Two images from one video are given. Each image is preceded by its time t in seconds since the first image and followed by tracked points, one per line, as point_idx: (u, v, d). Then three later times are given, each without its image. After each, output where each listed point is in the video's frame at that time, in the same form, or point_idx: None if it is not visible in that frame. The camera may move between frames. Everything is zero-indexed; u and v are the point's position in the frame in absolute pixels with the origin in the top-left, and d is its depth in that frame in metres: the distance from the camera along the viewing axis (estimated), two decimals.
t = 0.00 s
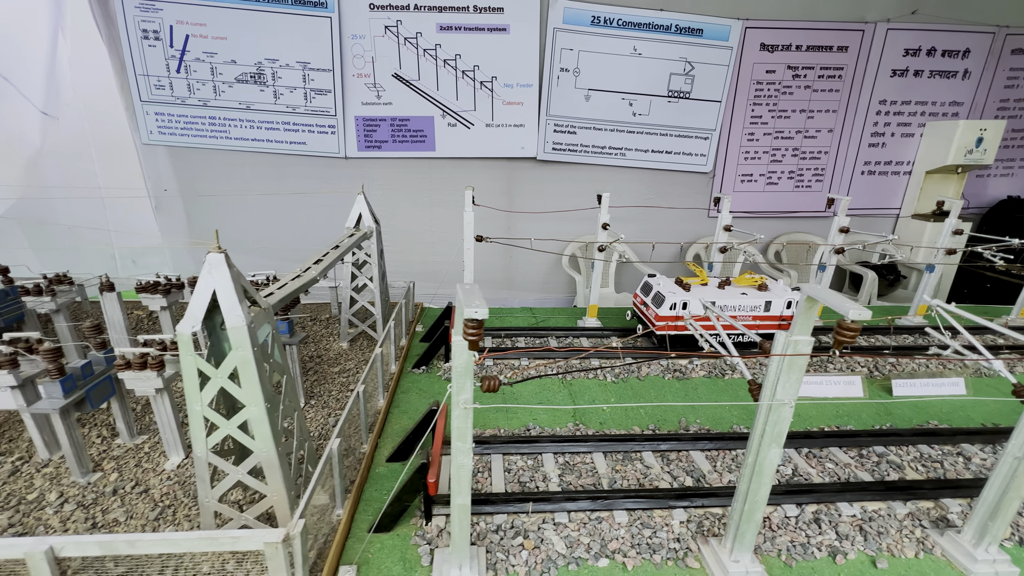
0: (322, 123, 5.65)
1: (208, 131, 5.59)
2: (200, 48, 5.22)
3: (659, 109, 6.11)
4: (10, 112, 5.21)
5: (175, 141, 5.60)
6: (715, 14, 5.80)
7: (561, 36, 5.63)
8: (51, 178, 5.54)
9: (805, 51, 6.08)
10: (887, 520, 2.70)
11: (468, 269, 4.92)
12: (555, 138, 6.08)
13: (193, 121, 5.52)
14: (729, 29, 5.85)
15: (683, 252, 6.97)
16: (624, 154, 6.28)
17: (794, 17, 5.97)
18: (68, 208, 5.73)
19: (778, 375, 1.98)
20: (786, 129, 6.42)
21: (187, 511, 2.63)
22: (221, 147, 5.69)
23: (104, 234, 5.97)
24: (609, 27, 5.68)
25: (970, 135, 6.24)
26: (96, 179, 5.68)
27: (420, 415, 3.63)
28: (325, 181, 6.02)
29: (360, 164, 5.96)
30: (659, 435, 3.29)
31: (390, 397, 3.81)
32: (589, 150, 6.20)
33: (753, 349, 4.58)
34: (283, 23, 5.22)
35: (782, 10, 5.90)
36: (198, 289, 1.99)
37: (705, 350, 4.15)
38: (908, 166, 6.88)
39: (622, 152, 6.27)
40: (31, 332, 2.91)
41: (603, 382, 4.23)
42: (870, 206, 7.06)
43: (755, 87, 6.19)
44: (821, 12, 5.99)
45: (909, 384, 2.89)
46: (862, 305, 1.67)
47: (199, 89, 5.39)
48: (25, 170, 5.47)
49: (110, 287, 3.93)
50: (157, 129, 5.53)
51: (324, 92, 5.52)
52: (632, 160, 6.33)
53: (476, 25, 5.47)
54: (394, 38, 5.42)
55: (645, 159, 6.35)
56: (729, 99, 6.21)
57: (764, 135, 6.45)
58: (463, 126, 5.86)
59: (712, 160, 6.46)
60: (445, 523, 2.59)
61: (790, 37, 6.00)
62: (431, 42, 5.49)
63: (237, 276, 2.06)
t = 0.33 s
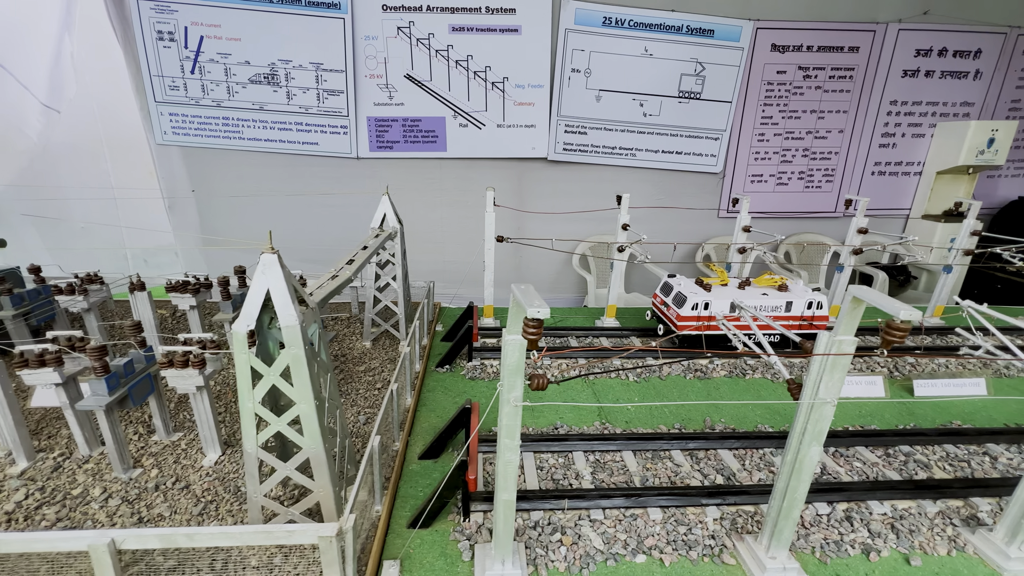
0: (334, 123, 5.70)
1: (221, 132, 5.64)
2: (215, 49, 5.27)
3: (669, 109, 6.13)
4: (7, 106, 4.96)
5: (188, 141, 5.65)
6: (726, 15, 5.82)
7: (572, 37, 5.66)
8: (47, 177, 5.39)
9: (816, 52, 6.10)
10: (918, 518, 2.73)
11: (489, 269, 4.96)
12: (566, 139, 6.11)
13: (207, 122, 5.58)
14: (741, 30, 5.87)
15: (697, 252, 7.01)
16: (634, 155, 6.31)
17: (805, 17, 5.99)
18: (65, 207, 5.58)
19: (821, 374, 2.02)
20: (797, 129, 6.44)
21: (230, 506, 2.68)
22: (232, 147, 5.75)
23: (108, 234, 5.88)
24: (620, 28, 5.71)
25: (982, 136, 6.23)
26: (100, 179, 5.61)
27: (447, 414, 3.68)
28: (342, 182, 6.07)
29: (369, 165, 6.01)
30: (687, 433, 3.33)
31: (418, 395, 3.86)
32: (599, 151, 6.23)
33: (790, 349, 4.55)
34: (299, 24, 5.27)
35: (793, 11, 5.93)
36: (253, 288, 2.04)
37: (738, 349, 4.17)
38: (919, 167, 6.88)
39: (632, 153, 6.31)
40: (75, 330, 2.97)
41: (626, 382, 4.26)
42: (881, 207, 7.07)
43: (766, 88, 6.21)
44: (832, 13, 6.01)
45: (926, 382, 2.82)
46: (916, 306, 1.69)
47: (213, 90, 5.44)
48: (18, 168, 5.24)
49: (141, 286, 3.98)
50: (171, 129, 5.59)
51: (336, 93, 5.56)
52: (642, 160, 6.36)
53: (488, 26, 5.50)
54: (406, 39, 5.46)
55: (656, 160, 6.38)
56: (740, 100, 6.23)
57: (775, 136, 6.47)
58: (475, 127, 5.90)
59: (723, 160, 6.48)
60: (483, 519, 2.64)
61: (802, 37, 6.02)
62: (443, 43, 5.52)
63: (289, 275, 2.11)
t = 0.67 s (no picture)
0: (343, 123, 5.77)
1: (231, 131, 5.72)
2: (225, 50, 5.34)
3: (676, 109, 6.19)
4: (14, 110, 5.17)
5: (198, 140, 5.72)
6: (733, 15, 5.87)
7: (579, 37, 5.72)
8: (57, 178, 5.58)
9: (822, 52, 6.15)
10: (934, 510, 2.79)
11: (504, 267, 5.03)
12: (573, 138, 6.17)
13: (217, 122, 5.65)
14: (747, 30, 5.92)
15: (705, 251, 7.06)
16: (641, 154, 6.37)
17: (810, 18, 6.04)
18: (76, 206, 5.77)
19: (846, 367, 2.08)
20: (803, 129, 6.49)
21: (263, 497, 2.75)
22: (242, 147, 5.82)
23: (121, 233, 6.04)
24: (628, 29, 5.77)
25: (987, 135, 6.28)
26: (109, 180, 5.74)
27: (467, 409, 3.74)
28: (355, 181, 6.13)
29: (378, 164, 6.07)
30: (704, 428, 3.39)
31: (437, 390, 3.93)
32: (605, 151, 6.29)
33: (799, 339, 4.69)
34: (310, 25, 5.33)
35: (800, 11, 5.98)
36: (295, 283, 2.11)
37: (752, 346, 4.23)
38: (924, 166, 6.93)
39: (638, 153, 6.37)
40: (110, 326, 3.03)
41: (641, 378, 4.32)
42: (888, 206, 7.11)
43: (772, 88, 6.27)
44: (838, 13, 6.05)
45: (940, 377, 2.81)
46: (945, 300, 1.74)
47: (223, 90, 5.51)
48: (34, 170, 5.51)
49: (165, 283, 4.03)
50: (182, 130, 5.66)
51: (345, 93, 5.63)
52: (649, 160, 6.41)
53: (496, 27, 5.56)
54: (415, 40, 5.52)
55: (662, 160, 6.43)
56: (746, 100, 6.29)
57: (781, 135, 6.52)
58: (483, 127, 5.95)
59: (728, 160, 6.54)
60: (510, 509, 2.70)
61: (807, 37, 6.07)
62: (452, 43, 5.58)
63: (328, 272, 2.18)
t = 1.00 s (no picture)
0: (350, 123, 5.80)
1: (238, 131, 5.74)
2: (232, 50, 5.36)
3: (681, 109, 6.25)
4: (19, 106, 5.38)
5: (204, 141, 5.73)
6: (737, 16, 5.93)
7: (585, 38, 5.77)
8: (59, 174, 5.72)
9: (825, 53, 6.23)
10: (953, 503, 2.87)
11: (518, 266, 5.08)
12: (578, 138, 6.23)
13: (224, 122, 5.67)
14: (751, 31, 5.98)
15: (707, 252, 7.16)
16: (646, 154, 6.44)
17: (814, 19, 6.10)
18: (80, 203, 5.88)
19: (875, 362, 2.14)
20: (806, 129, 6.57)
21: (298, 492, 2.80)
22: (249, 147, 5.84)
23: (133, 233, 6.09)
24: (633, 29, 5.83)
25: (988, 135, 6.35)
26: (111, 178, 5.81)
27: (489, 406, 3.79)
28: (367, 181, 6.17)
29: (384, 164, 6.11)
30: (724, 423, 3.46)
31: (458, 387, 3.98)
32: (610, 150, 6.34)
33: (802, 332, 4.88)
34: (319, 25, 5.36)
35: (804, 12, 6.04)
36: (339, 283, 2.15)
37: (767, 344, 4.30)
38: (926, 166, 7.02)
39: (644, 153, 6.43)
40: (144, 325, 3.08)
41: (657, 375, 4.39)
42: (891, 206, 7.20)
43: (776, 88, 6.33)
44: (841, 14, 6.12)
45: (951, 373, 2.79)
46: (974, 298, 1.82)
47: (230, 90, 5.53)
48: (38, 166, 5.65)
49: (187, 283, 4.06)
50: (188, 129, 5.67)
51: (352, 93, 5.66)
52: (654, 160, 6.48)
53: (503, 27, 5.61)
54: (422, 40, 5.56)
55: (667, 159, 6.49)
56: (751, 100, 6.35)
57: (785, 135, 6.59)
58: (489, 127, 6.01)
59: (733, 160, 6.60)
60: (542, 504, 2.77)
61: (811, 38, 6.14)
62: (458, 43, 5.63)
63: (371, 271, 2.23)
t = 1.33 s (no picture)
0: (356, 123, 5.82)
1: (245, 132, 5.75)
2: (239, 50, 5.37)
3: (686, 110, 6.29)
4: (15, 106, 5.23)
5: (210, 141, 5.74)
6: (743, 16, 5.97)
7: (591, 38, 5.81)
8: (61, 174, 5.63)
9: (829, 53, 6.27)
10: (971, 500, 2.93)
11: (533, 266, 5.12)
12: (584, 139, 6.27)
13: (231, 122, 5.68)
14: (757, 32, 6.03)
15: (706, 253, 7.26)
16: (651, 154, 6.48)
17: (818, 19, 6.15)
18: (86, 203, 5.83)
19: (903, 364, 2.20)
20: (810, 129, 6.62)
21: (331, 492, 2.84)
22: (252, 147, 5.85)
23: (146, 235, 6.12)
24: (640, 30, 5.86)
25: (991, 135, 6.39)
26: (116, 178, 5.77)
27: (510, 406, 3.84)
28: (378, 182, 6.20)
29: (391, 164, 6.13)
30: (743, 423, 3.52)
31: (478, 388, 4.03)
32: (615, 150, 6.39)
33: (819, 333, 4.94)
34: (327, 26, 5.38)
35: (809, 12, 6.08)
36: (379, 287, 2.19)
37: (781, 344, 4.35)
38: (928, 166, 7.08)
39: (650, 153, 6.47)
40: (174, 328, 3.13)
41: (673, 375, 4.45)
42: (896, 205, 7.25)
43: (781, 89, 6.38)
44: (845, 15, 6.15)
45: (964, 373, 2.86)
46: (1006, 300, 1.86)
47: (236, 90, 5.55)
48: (41, 167, 5.56)
49: (210, 285, 4.09)
50: (195, 130, 5.68)
51: (359, 93, 5.69)
52: (659, 160, 6.52)
53: (510, 27, 5.64)
54: (428, 41, 5.59)
55: (671, 159, 6.54)
56: (755, 101, 6.40)
57: (789, 135, 6.64)
58: (495, 127, 6.04)
59: (737, 160, 6.65)
60: (571, 502, 2.82)
61: (815, 39, 6.19)
62: (465, 44, 5.66)
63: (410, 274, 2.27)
